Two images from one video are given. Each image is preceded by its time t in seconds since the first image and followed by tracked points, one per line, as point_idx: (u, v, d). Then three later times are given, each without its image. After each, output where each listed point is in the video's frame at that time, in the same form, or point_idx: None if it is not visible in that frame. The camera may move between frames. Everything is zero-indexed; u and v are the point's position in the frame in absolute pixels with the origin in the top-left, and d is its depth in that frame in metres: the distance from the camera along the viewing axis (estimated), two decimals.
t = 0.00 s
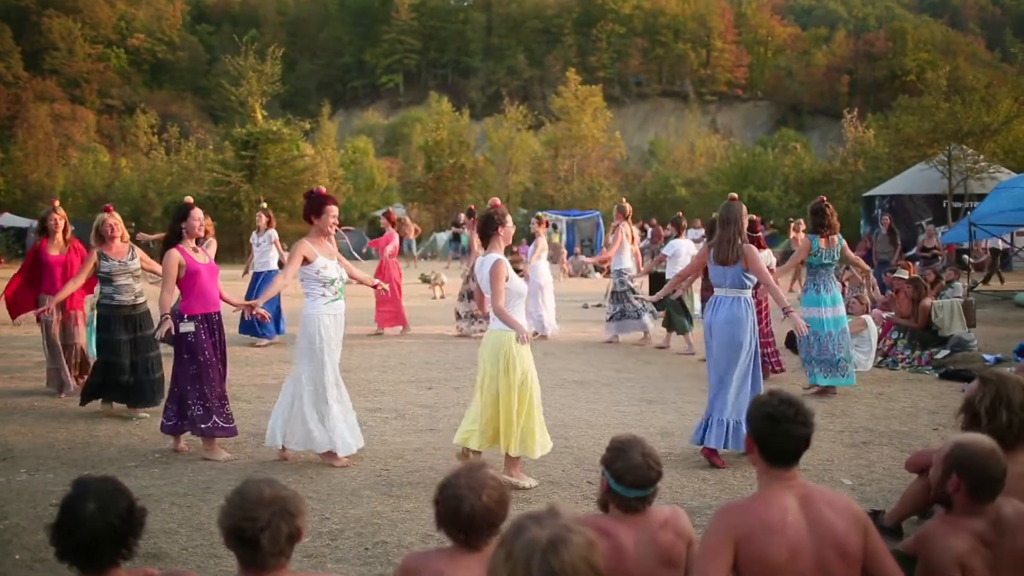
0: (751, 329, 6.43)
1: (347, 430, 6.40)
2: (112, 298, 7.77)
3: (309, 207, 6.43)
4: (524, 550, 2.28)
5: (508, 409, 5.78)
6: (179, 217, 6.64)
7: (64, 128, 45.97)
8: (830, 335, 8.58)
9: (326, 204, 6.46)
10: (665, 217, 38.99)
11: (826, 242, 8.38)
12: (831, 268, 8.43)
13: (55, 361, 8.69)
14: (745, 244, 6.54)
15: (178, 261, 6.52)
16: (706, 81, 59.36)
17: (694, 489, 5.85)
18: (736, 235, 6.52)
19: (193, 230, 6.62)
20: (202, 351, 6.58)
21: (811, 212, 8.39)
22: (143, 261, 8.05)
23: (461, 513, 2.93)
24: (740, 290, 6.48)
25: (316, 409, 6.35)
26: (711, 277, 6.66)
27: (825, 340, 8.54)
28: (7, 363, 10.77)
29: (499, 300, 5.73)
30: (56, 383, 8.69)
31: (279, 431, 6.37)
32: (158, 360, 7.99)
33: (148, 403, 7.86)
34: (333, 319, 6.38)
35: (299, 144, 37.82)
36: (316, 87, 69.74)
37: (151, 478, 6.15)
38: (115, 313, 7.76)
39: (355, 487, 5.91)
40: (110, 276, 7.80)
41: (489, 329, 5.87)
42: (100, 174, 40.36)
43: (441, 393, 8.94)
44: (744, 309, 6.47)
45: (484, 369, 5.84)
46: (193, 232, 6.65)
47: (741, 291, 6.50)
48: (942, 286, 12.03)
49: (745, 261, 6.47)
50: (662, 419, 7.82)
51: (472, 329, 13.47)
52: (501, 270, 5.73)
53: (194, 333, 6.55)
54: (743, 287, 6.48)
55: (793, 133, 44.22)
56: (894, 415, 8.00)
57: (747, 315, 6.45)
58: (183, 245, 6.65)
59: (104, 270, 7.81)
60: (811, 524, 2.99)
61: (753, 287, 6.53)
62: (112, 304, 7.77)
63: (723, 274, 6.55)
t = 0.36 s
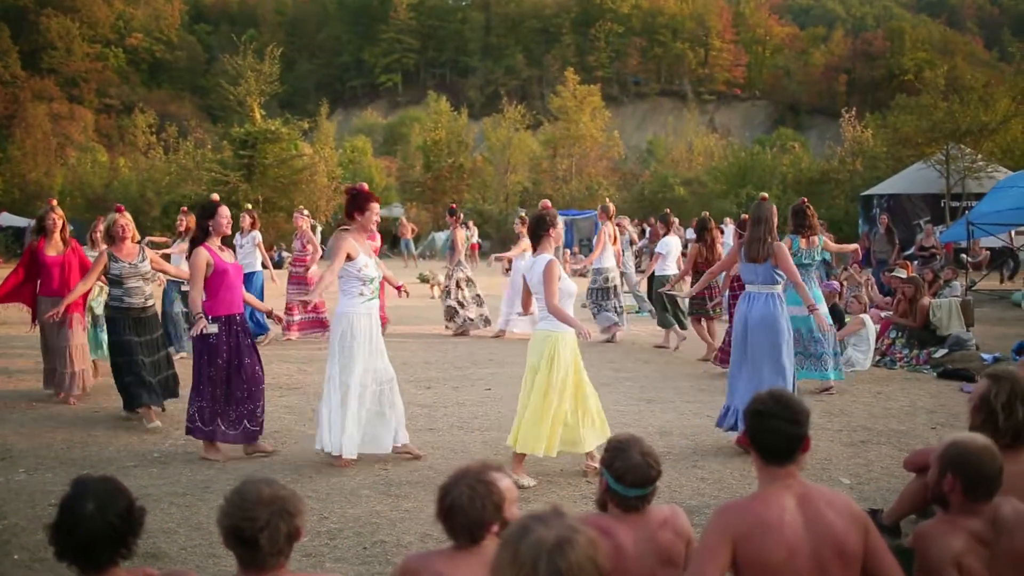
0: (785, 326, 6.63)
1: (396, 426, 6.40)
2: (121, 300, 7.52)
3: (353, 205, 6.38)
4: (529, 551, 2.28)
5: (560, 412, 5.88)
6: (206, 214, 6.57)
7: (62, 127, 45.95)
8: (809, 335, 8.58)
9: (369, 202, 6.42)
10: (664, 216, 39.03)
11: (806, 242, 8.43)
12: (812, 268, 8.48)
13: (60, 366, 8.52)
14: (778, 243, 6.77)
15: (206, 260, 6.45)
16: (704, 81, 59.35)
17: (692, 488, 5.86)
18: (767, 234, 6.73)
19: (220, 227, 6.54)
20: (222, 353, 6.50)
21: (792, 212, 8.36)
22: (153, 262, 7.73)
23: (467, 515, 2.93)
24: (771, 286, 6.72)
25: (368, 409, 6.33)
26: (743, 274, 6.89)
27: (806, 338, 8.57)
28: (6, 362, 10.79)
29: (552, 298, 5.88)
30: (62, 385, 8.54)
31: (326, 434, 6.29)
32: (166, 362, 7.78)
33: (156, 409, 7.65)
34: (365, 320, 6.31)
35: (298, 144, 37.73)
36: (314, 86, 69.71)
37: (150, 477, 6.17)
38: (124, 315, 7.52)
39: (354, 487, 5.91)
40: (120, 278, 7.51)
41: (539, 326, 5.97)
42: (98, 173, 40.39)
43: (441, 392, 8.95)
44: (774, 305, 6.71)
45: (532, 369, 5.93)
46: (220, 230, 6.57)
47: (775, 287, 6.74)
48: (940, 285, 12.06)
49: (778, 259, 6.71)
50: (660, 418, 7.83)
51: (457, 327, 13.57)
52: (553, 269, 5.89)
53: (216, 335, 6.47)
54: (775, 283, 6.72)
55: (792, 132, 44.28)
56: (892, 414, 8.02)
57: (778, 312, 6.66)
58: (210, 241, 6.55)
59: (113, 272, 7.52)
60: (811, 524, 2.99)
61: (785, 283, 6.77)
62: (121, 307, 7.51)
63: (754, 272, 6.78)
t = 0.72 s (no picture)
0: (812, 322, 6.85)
1: (443, 421, 6.45)
2: (134, 299, 7.37)
3: (399, 202, 6.42)
4: (538, 549, 2.28)
5: (621, 402, 5.87)
6: (241, 210, 6.56)
7: (65, 126, 45.94)
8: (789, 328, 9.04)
9: (415, 199, 6.46)
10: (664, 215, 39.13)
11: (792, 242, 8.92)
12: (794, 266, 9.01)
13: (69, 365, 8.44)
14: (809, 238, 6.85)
15: (243, 258, 6.42)
16: (705, 80, 59.50)
17: (693, 487, 5.87)
18: (800, 229, 6.77)
19: (257, 225, 6.57)
20: (256, 352, 6.42)
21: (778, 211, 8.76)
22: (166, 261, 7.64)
23: (470, 514, 2.94)
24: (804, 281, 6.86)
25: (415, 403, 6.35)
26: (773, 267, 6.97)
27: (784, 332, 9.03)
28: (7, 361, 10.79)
29: (608, 293, 5.87)
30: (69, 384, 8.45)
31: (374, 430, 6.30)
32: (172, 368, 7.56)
33: (163, 414, 7.46)
34: (418, 318, 6.39)
35: (298, 143, 37.74)
36: (315, 85, 69.87)
37: (152, 476, 6.18)
38: (137, 315, 7.35)
39: (355, 486, 5.92)
40: (133, 275, 7.40)
41: (591, 319, 5.99)
42: (98, 173, 40.61)
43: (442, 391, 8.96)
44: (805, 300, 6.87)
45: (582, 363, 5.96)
46: (256, 227, 6.56)
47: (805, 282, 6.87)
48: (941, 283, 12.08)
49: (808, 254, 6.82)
50: (662, 417, 7.84)
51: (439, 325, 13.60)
52: (606, 262, 5.97)
53: (252, 333, 6.40)
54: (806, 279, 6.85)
55: (792, 131, 44.33)
56: (893, 412, 8.03)
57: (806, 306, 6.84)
58: (245, 238, 6.53)
59: (127, 268, 7.43)
60: (810, 524, 2.99)
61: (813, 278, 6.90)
62: (134, 306, 7.37)
63: (786, 267, 6.88)
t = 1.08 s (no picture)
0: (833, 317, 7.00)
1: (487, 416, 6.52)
2: (148, 300, 7.30)
3: (442, 201, 6.43)
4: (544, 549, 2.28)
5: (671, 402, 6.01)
6: (277, 207, 6.49)
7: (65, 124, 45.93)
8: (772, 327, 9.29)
9: (455, 197, 6.51)
10: (664, 214, 39.14)
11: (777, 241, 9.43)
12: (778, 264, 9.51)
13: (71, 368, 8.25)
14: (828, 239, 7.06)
15: (279, 254, 6.37)
16: (705, 79, 59.56)
17: (693, 486, 5.87)
18: (817, 233, 6.98)
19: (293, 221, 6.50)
20: (305, 347, 6.43)
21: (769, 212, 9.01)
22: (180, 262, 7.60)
23: (473, 513, 2.93)
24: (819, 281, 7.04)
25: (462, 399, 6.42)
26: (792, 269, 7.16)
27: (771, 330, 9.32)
28: (6, 359, 10.80)
29: (666, 289, 5.96)
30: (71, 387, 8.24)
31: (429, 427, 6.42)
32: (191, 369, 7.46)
33: (166, 418, 7.41)
34: (460, 315, 6.46)
35: (299, 142, 37.77)
36: (315, 83, 69.87)
37: (152, 474, 6.18)
38: (149, 316, 7.28)
39: (355, 484, 5.92)
40: (149, 276, 7.35)
41: (646, 317, 6.11)
42: (99, 171, 40.65)
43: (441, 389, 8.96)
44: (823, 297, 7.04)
45: (638, 358, 6.09)
46: (290, 222, 6.51)
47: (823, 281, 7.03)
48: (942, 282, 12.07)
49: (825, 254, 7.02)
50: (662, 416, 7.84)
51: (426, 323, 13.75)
52: (662, 264, 6.02)
53: (293, 329, 6.38)
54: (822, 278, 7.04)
55: (792, 130, 44.33)
56: (894, 412, 8.02)
57: (823, 304, 7.00)
58: (280, 235, 6.49)
59: (142, 269, 7.37)
60: (790, 519, 2.99)
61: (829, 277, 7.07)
62: (147, 307, 7.30)
63: (806, 269, 7.06)
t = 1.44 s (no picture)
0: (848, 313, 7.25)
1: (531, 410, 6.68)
2: (178, 303, 7.13)
3: (484, 201, 6.78)
4: (550, 549, 2.27)
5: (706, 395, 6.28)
6: (315, 205, 6.45)
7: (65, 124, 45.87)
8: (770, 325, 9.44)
9: (499, 197, 6.85)
10: (664, 214, 39.08)
11: (770, 237, 9.51)
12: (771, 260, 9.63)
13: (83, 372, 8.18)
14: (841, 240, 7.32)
15: (323, 253, 6.28)
16: (706, 78, 59.54)
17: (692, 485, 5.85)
18: (830, 231, 7.25)
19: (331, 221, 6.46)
20: (346, 346, 6.34)
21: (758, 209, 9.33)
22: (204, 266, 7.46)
23: (475, 510, 2.93)
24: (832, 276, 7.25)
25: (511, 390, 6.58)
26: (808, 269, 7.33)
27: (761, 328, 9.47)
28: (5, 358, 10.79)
29: (711, 288, 6.16)
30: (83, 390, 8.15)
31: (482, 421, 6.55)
32: (223, 372, 7.32)
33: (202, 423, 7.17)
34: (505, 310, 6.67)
35: (299, 141, 37.75)
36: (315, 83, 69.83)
37: (152, 473, 6.18)
38: (179, 320, 7.11)
39: (355, 484, 5.90)
40: (178, 278, 7.18)
41: (683, 316, 6.34)
42: (99, 171, 40.63)
43: (441, 389, 8.95)
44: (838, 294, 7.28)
45: (677, 358, 6.32)
46: (330, 221, 6.46)
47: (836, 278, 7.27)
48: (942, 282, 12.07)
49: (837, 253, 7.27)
50: (662, 415, 7.83)
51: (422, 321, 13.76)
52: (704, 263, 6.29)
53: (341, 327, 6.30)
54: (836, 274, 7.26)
55: (793, 129, 44.24)
56: (894, 412, 8.00)
57: (840, 300, 7.23)
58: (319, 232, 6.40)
59: (169, 271, 7.17)
60: (760, 484, 3.03)
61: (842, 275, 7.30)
62: (178, 310, 7.12)
63: (822, 267, 7.26)
